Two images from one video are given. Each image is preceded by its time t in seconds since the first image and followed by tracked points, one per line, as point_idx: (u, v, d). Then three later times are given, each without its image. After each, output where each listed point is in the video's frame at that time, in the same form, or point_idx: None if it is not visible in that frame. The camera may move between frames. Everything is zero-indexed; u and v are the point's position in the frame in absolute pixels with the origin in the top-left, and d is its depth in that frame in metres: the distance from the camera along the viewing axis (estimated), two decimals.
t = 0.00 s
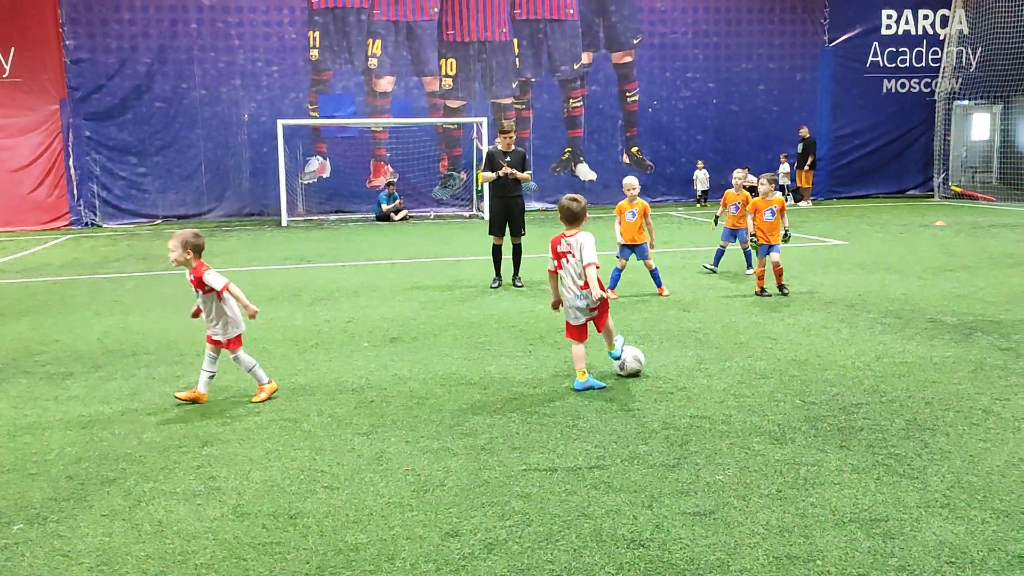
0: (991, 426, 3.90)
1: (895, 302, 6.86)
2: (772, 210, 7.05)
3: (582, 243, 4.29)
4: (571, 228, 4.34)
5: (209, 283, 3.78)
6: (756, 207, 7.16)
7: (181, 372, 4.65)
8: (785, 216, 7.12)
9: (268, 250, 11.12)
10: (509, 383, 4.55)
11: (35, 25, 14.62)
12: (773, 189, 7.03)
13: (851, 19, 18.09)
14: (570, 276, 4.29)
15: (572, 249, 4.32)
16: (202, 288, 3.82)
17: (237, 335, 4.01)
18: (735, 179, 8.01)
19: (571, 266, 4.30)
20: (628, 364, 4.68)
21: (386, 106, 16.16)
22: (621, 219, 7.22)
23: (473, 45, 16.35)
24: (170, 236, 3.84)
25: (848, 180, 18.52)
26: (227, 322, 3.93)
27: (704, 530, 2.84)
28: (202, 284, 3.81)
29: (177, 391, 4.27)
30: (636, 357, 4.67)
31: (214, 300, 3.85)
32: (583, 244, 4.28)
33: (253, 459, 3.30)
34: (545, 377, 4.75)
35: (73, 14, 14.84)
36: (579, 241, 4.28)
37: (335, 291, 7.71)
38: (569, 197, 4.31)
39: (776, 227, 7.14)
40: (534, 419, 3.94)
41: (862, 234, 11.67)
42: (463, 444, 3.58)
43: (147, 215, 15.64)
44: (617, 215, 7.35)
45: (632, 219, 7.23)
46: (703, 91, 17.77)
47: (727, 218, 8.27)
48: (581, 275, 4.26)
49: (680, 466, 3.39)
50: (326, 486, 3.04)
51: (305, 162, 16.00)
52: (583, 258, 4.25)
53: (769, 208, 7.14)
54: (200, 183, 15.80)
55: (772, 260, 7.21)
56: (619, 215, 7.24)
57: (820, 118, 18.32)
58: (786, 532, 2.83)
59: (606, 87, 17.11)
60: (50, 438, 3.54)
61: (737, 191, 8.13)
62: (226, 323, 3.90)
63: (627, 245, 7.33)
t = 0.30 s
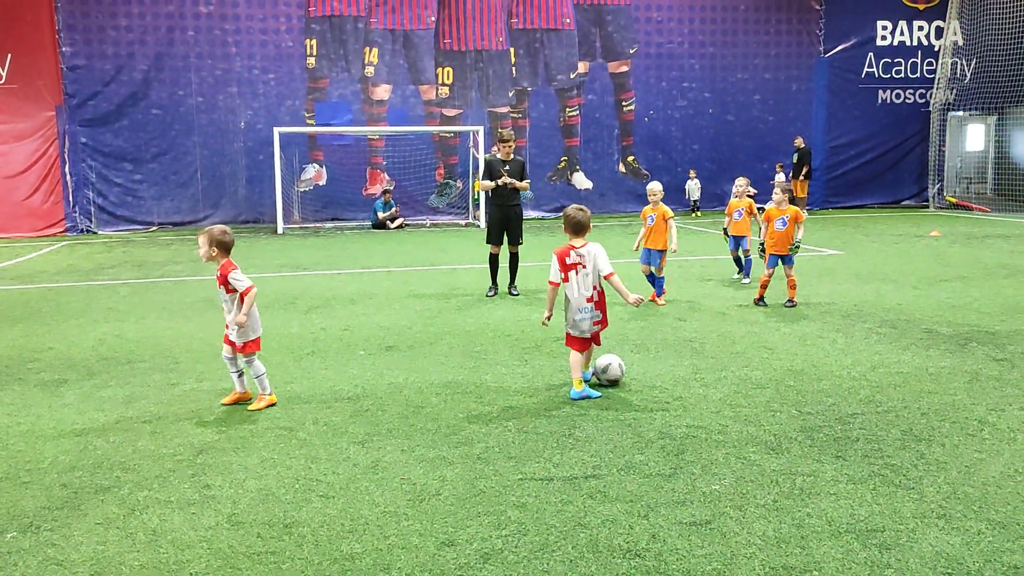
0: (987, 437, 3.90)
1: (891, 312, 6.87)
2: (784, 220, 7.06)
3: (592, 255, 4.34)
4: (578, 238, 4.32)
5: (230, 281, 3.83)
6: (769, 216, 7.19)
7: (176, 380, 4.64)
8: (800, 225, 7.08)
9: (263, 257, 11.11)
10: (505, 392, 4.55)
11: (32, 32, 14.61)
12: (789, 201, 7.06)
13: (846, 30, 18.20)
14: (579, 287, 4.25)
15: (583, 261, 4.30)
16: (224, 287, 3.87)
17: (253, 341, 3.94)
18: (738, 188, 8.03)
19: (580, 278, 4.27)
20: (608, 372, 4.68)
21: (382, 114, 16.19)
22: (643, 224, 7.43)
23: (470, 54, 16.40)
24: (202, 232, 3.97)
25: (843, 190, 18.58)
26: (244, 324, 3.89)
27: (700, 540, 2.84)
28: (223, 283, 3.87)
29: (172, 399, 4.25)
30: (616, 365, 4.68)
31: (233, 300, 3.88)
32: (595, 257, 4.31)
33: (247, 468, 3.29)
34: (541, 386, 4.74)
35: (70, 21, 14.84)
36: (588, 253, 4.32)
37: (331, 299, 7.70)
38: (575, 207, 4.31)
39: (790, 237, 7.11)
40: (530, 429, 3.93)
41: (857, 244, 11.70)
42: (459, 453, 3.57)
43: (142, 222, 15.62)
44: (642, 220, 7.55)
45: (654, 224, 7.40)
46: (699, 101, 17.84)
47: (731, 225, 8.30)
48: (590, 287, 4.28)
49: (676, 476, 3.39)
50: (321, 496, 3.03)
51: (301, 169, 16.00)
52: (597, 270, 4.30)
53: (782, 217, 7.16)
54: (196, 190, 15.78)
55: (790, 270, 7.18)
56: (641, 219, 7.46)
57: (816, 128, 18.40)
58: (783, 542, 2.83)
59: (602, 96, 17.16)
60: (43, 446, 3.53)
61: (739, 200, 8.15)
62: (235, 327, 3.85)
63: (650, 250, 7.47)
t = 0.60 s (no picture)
0: (980, 445, 3.92)
1: (885, 320, 6.90)
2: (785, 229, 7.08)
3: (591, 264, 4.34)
4: (578, 245, 4.33)
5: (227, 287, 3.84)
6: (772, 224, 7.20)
7: (170, 386, 4.62)
8: (803, 235, 7.06)
9: (257, 263, 11.09)
10: (499, 399, 4.55)
11: (27, 37, 14.62)
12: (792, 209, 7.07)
13: (840, 38, 18.30)
14: (579, 294, 4.25)
15: (583, 268, 4.31)
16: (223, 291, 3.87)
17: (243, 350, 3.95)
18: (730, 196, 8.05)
19: (580, 285, 4.27)
20: (611, 384, 4.63)
21: (377, 121, 16.21)
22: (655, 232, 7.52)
23: (466, 60, 16.43)
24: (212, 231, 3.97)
25: (837, 198, 18.65)
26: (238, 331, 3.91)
27: (693, 548, 2.84)
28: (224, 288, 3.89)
29: (166, 405, 4.25)
30: (623, 377, 4.62)
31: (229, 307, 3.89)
32: (595, 266, 4.34)
33: (240, 475, 3.28)
34: (535, 393, 4.75)
35: (65, 26, 14.84)
36: (586, 260, 4.32)
37: (326, 305, 7.70)
38: (573, 213, 4.31)
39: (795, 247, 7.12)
40: (524, 436, 3.93)
41: (851, 252, 11.74)
42: (453, 460, 3.57)
43: (137, 228, 15.61)
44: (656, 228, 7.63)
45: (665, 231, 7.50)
46: (694, 109, 17.90)
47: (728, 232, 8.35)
48: (589, 295, 4.29)
49: (670, 483, 3.40)
50: (315, 502, 3.03)
51: (296, 175, 16.00)
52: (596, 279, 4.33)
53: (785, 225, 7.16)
54: (190, 196, 15.77)
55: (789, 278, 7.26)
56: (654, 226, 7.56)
57: (810, 136, 18.48)
58: (775, 550, 2.83)
59: (597, 103, 17.22)
60: (36, 451, 3.52)
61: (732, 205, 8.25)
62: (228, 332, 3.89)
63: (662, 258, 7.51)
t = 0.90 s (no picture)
0: (969, 448, 3.94)
1: (874, 324, 6.93)
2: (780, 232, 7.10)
3: (578, 266, 4.30)
4: (564, 247, 4.33)
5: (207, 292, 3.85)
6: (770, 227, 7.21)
7: (160, 390, 4.60)
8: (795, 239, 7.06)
9: (248, 267, 11.05)
10: (490, 403, 4.55)
11: (17, 39, 14.56)
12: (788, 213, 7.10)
13: (830, 43, 18.41)
14: (564, 297, 4.28)
15: (568, 269, 4.30)
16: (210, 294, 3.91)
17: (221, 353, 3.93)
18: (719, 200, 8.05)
19: (565, 287, 4.28)
20: (613, 390, 4.57)
21: (369, 124, 16.20)
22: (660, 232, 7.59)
23: (457, 64, 16.45)
24: (217, 233, 3.99)
25: (828, 203, 18.74)
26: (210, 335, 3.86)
27: (683, 551, 2.84)
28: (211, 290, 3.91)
29: (156, 409, 4.23)
30: (626, 383, 4.55)
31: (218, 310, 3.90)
32: (581, 265, 4.30)
33: (230, 479, 3.27)
34: (526, 397, 4.75)
35: (55, 28, 14.79)
36: (572, 262, 4.30)
37: (317, 308, 7.68)
38: (567, 216, 4.33)
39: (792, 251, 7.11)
40: (515, 439, 3.93)
41: (841, 256, 11.79)
42: (444, 464, 3.57)
43: (126, 230, 15.53)
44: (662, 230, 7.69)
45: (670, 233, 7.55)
46: (685, 113, 17.97)
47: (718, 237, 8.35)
48: (575, 296, 4.28)
49: (660, 487, 3.40)
50: (305, 506, 3.02)
51: (287, 178, 15.97)
52: (582, 279, 4.29)
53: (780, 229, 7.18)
54: (181, 199, 15.71)
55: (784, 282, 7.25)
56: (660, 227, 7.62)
57: (800, 141, 18.57)
58: (765, 554, 2.84)
59: (589, 107, 17.25)
60: (25, 455, 3.50)
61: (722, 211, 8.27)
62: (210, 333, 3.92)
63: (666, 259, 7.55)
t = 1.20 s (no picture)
0: (953, 450, 3.98)
1: (860, 326, 6.97)
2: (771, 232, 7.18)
3: (554, 267, 4.31)
4: (541, 247, 4.36)
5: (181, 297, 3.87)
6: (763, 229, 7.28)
7: (145, 393, 4.57)
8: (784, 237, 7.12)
9: (234, 269, 10.99)
10: (477, 406, 4.54)
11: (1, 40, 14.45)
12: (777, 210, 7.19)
13: (816, 48, 18.54)
14: (540, 297, 4.31)
15: (542, 270, 4.33)
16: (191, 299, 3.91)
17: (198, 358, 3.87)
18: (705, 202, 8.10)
19: (541, 287, 4.32)
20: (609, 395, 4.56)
21: (356, 126, 16.16)
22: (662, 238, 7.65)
23: (445, 67, 16.44)
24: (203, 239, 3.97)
25: (814, 206, 18.86)
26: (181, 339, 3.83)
27: (670, 553, 2.85)
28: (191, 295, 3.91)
29: (141, 412, 4.20)
30: (622, 388, 4.55)
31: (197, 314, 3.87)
32: (555, 265, 4.31)
33: (216, 482, 3.25)
34: (512, 400, 4.75)
35: (40, 29, 14.69)
36: (547, 263, 4.32)
37: (303, 311, 7.65)
38: (546, 218, 4.36)
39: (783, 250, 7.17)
40: (503, 442, 3.93)
41: (827, 259, 11.86)
42: (431, 466, 3.56)
43: (112, 232, 15.43)
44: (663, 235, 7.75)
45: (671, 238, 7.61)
46: (672, 116, 18.04)
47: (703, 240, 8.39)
48: (552, 297, 4.29)
49: (647, 489, 3.41)
50: (291, 509, 3.00)
51: (274, 180, 15.92)
52: (556, 277, 4.30)
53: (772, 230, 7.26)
54: (167, 201, 15.63)
55: (777, 283, 7.30)
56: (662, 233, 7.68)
57: (786, 145, 18.69)
58: (751, 556, 2.85)
59: (576, 110, 17.29)
60: (7, 459, 3.47)
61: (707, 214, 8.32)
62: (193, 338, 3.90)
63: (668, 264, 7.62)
